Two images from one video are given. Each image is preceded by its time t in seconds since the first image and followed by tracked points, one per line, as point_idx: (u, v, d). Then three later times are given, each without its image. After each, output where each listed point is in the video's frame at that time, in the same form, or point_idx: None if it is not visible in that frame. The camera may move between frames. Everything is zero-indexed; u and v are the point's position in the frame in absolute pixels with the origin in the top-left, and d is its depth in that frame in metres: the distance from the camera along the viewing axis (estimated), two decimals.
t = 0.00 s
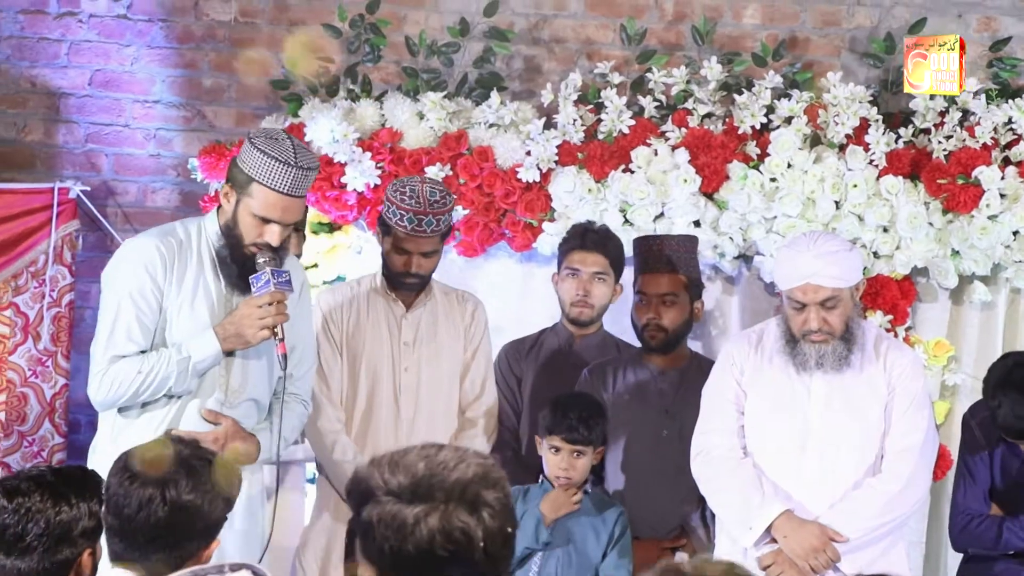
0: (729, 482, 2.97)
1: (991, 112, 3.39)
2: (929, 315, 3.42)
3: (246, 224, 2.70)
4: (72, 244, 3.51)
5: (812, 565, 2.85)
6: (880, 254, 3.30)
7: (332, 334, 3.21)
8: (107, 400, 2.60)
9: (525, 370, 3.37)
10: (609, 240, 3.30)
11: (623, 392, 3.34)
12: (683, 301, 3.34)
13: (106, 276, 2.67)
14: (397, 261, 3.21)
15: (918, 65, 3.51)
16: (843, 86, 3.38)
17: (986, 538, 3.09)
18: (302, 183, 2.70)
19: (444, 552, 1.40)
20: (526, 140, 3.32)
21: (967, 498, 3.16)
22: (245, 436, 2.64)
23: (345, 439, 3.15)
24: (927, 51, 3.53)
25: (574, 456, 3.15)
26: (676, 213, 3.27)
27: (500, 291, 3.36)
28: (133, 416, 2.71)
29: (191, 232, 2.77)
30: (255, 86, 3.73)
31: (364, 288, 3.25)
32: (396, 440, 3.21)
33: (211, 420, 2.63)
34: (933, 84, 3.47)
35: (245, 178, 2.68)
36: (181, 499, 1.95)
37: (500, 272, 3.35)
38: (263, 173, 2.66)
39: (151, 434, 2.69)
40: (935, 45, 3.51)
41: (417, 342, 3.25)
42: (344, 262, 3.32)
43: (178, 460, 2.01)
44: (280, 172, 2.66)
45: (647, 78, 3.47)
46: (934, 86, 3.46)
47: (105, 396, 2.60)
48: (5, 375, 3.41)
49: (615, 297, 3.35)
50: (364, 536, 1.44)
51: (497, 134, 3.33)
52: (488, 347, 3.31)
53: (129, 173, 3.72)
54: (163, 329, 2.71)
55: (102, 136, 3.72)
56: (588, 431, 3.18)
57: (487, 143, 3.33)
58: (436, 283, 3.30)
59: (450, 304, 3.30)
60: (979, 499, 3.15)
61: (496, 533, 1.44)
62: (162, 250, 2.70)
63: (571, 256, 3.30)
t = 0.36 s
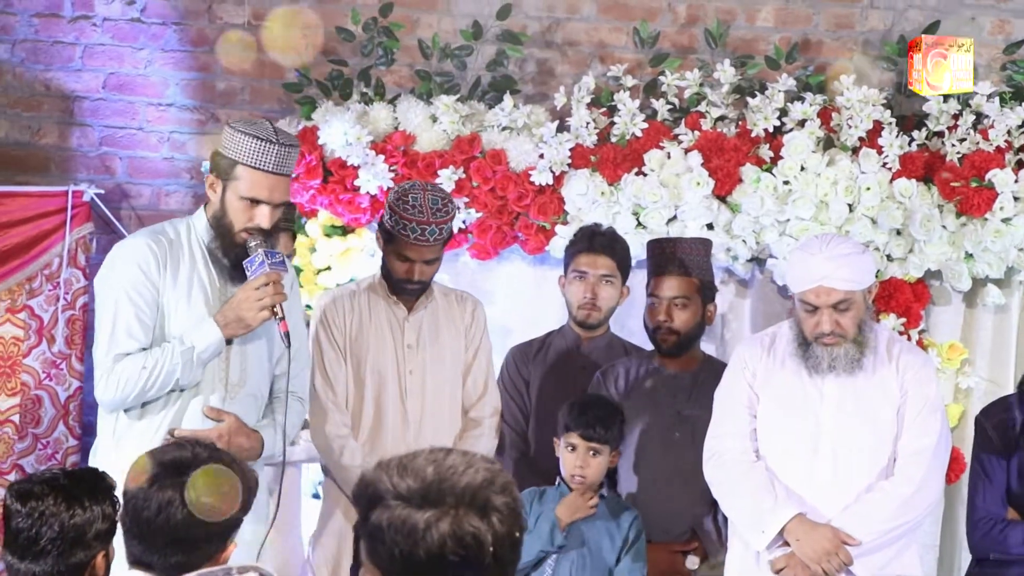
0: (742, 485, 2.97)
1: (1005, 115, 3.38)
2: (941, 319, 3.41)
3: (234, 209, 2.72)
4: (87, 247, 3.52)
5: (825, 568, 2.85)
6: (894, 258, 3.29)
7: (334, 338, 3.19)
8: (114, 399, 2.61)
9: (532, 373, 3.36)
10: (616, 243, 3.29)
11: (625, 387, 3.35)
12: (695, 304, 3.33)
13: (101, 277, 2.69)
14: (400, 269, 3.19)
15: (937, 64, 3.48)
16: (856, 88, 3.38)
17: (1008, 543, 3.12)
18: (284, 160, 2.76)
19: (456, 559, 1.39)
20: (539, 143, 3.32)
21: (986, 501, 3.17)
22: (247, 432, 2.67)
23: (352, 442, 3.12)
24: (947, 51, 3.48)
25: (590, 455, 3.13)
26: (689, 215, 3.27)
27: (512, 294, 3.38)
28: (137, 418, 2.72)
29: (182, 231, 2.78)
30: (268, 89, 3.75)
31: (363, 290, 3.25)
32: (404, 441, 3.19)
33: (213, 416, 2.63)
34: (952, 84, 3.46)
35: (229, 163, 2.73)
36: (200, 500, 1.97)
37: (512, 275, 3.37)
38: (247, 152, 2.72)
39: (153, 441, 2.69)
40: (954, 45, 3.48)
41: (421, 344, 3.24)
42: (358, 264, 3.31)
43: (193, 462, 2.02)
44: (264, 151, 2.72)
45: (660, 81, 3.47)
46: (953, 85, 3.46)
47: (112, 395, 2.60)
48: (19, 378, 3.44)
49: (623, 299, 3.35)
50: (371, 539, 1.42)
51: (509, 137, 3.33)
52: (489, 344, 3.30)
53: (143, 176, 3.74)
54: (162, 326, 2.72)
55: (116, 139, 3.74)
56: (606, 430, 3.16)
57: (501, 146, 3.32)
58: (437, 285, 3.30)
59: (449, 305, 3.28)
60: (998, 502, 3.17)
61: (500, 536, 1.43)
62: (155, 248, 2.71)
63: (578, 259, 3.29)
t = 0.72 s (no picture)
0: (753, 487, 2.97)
1: (1017, 117, 3.38)
2: (953, 321, 3.41)
3: (220, 196, 2.90)
4: (99, 249, 3.54)
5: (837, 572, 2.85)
6: (906, 260, 3.29)
7: (340, 341, 3.27)
8: (123, 394, 2.74)
9: (542, 374, 3.36)
10: (633, 246, 3.31)
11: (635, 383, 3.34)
12: (706, 306, 3.32)
13: (96, 280, 2.83)
14: (404, 273, 3.28)
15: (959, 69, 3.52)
16: (868, 91, 3.39)
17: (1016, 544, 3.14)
18: (260, 140, 2.96)
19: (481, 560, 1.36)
20: (551, 145, 3.32)
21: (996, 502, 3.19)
22: (249, 425, 2.79)
23: (357, 444, 3.22)
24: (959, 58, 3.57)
25: (603, 454, 3.17)
26: (700, 218, 3.27)
27: (522, 296, 3.36)
28: (144, 416, 2.84)
29: (169, 230, 2.93)
30: (280, 91, 3.75)
31: (369, 291, 3.31)
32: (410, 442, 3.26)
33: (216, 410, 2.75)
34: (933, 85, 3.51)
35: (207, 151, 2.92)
36: (213, 501, 1.97)
37: (522, 278, 3.36)
38: (223, 136, 2.92)
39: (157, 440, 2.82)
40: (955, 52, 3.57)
41: (426, 346, 3.30)
42: (370, 265, 3.31)
43: (206, 464, 2.02)
44: (240, 134, 2.92)
45: (672, 84, 3.47)
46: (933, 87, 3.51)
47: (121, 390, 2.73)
48: (31, 379, 3.48)
49: (639, 303, 3.35)
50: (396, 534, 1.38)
51: (521, 139, 3.33)
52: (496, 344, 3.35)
53: (154, 178, 3.75)
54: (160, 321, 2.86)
55: (128, 141, 3.75)
56: (620, 430, 3.23)
57: (512, 148, 3.33)
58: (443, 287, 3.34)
59: (456, 306, 3.33)
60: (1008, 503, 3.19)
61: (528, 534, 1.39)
62: (145, 247, 2.85)
63: (596, 262, 3.31)
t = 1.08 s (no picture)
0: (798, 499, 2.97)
1: None
2: (998, 330, 3.38)
3: (238, 198, 3.12)
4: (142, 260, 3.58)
5: None
6: (949, 269, 3.25)
7: (379, 353, 3.32)
8: (160, 402, 2.99)
9: (583, 385, 3.33)
10: (689, 257, 3.30)
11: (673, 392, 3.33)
12: (750, 316, 3.31)
13: (127, 294, 3.07)
14: (439, 286, 3.33)
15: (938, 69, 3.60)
16: (909, 98, 3.36)
17: None
18: (272, 138, 3.17)
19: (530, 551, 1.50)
20: (591, 155, 3.31)
21: None
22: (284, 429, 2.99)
23: (396, 455, 3.28)
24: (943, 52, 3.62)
25: (649, 464, 3.24)
26: (741, 226, 3.25)
27: (563, 306, 3.33)
28: (181, 423, 3.06)
29: (194, 245, 3.14)
30: (319, 102, 3.76)
31: (407, 303, 3.33)
32: (450, 453, 3.29)
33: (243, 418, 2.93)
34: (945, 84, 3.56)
35: (222, 156, 3.13)
36: (259, 512, 1.96)
37: (562, 287, 3.33)
38: (237, 138, 3.13)
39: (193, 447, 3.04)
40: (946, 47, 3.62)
41: (464, 357, 3.34)
42: (411, 277, 3.33)
43: (254, 474, 2.03)
44: (251, 135, 3.13)
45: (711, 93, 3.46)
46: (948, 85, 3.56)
47: (159, 394, 2.98)
48: (74, 392, 3.51)
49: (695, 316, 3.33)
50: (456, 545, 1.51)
51: (561, 149, 3.33)
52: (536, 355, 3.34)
53: (195, 190, 3.77)
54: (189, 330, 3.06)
55: (169, 153, 3.78)
56: (664, 439, 3.28)
57: (552, 157, 3.32)
58: (482, 296, 3.34)
59: (494, 315, 3.34)
60: None
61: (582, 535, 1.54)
62: (170, 259, 3.08)
63: (652, 272, 3.30)
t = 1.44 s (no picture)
0: (857, 530, 2.95)
1: None
2: None
3: (290, 219, 3.14)
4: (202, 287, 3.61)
5: None
6: (1014, 301, 3.18)
7: (439, 381, 3.31)
8: (220, 422, 2.97)
9: (639, 417, 3.34)
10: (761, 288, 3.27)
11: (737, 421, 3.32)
12: (812, 347, 3.27)
13: (187, 319, 3.06)
14: (500, 314, 3.27)
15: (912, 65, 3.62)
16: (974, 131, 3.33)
17: None
18: (321, 159, 3.20)
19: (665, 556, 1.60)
20: (650, 184, 3.31)
21: None
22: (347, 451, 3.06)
23: (456, 482, 3.25)
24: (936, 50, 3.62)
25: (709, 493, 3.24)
26: (803, 257, 3.22)
27: (622, 335, 3.34)
28: (241, 446, 3.04)
29: (252, 270, 3.14)
30: (380, 130, 3.78)
31: (467, 329, 3.32)
32: (510, 481, 3.25)
33: (310, 437, 3.04)
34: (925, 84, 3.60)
35: (270, 179, 3.17)
36: (320, 531, 1.96)
37: (622, 317, 3.33)
38: (286, 161, 3.17)
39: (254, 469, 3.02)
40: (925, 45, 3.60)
41: (525, 385, 3.29)
42: (470, 303, 3.32)
43: (314, 493, 2.03)
44: (297, 156, 3.17)
45: (773, 123, 3.46)
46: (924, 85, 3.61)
47: (218, 414, 2.96)
48: (134, 416, 3.54)
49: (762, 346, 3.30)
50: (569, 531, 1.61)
51: (621, 178, 3.32)
52: (594, 384, 3.32)
53: (255, 217, 3.78)
54: (248, 351, 3.05)
55: (230, 180, 3.79)
56: (721, 466, 3.30)
57: (612, 186, 3.32)
58: (542, 323, 3.33)
59: (554, 343, 3.32)
60: None
61: (708, 553, 1.52)
62: (228, 283, 3.07)
63: (728, 304, 3.28)
